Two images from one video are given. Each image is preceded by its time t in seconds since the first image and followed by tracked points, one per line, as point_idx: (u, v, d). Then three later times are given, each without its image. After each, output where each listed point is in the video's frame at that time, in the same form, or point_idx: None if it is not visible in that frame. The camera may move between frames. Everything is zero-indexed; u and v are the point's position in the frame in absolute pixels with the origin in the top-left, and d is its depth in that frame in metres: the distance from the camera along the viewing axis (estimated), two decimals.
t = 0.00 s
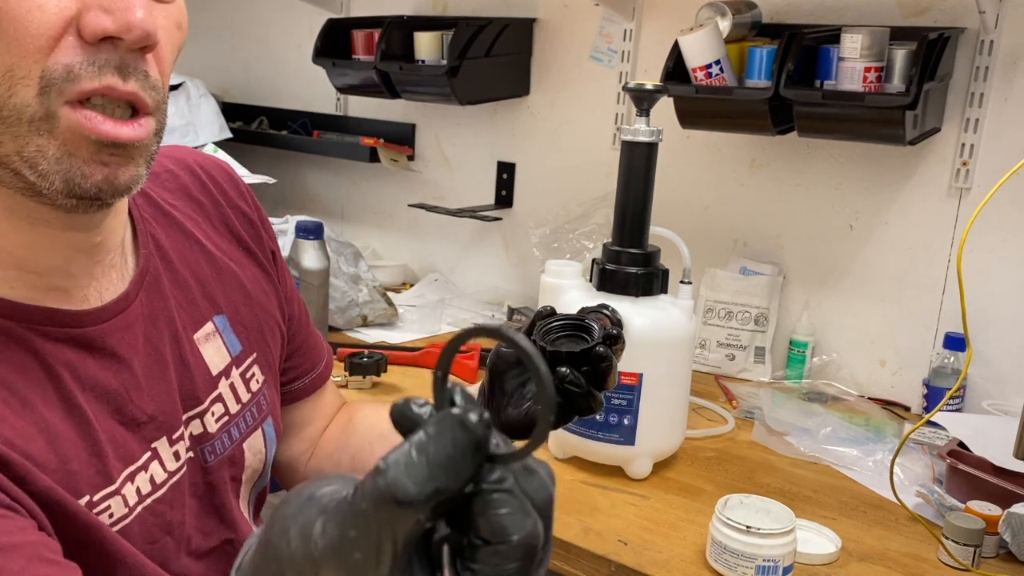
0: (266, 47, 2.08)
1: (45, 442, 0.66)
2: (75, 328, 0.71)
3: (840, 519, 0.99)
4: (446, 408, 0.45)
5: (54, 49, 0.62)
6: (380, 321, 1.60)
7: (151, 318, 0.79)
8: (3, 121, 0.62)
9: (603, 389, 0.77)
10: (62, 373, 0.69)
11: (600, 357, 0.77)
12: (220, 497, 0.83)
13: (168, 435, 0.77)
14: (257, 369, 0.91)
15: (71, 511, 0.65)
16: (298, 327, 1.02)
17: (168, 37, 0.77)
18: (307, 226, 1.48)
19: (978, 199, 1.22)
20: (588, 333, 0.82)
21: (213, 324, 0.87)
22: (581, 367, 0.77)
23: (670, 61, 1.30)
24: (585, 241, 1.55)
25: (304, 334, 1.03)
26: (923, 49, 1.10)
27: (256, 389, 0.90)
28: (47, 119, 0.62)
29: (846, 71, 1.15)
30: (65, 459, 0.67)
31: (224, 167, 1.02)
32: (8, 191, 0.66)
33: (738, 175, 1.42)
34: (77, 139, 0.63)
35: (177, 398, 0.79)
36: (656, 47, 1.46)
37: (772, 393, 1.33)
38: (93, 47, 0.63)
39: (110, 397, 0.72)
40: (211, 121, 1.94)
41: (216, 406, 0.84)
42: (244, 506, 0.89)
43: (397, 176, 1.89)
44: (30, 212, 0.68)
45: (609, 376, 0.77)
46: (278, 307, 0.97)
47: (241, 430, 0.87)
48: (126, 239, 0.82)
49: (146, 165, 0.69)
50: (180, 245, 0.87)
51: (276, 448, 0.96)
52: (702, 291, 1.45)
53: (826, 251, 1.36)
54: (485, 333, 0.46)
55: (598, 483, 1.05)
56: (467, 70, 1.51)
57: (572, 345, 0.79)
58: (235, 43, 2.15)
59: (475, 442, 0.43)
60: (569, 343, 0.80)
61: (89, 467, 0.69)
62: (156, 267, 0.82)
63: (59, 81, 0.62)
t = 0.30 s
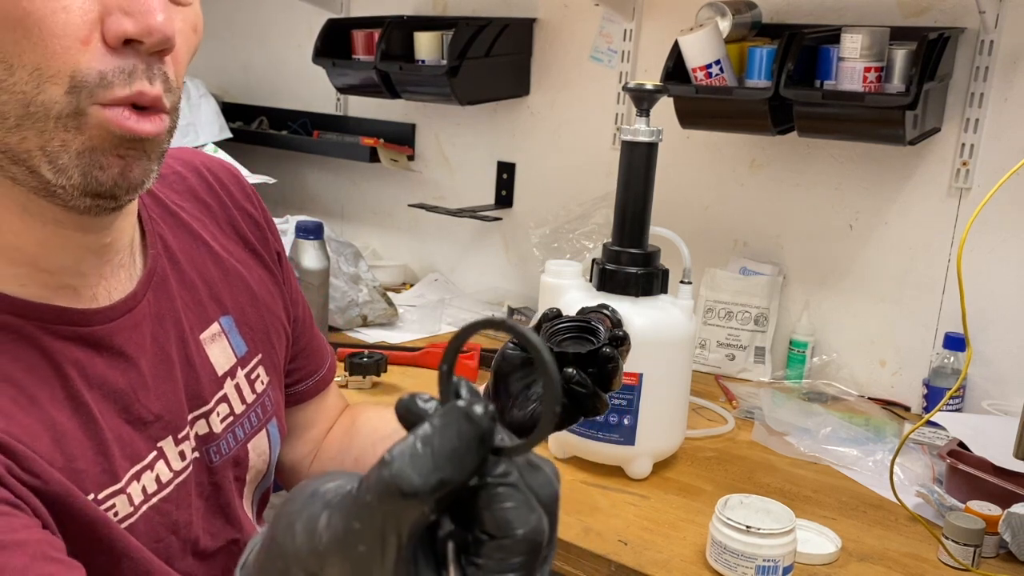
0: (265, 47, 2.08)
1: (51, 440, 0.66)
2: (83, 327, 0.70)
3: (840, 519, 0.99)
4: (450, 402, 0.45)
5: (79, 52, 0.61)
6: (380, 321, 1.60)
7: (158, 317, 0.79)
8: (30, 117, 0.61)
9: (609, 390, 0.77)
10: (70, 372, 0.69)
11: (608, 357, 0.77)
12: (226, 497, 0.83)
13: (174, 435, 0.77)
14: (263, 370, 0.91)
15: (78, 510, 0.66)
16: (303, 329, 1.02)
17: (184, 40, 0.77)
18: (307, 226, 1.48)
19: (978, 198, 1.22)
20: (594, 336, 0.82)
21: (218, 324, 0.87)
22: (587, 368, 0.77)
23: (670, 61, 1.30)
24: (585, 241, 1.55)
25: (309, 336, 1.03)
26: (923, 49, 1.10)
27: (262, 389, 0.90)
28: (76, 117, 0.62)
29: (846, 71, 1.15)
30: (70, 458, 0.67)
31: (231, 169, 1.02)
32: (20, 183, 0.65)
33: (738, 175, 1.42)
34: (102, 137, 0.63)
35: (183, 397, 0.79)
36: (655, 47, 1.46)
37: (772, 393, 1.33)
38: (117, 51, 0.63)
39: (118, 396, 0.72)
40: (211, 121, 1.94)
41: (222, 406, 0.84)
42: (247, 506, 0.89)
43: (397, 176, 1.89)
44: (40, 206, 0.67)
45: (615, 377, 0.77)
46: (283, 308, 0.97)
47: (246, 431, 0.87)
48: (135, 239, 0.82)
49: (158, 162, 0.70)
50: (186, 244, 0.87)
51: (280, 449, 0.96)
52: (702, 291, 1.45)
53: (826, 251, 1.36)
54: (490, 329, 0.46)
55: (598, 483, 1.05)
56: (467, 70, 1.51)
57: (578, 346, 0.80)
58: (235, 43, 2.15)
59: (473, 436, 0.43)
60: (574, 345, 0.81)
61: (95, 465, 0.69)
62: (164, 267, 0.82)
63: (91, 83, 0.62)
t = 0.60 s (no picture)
0: (265, 47, 2.08)
1: (57, 440, 0.66)
2: (89, 326, 0.71)
3: (840, 519, 0.99)
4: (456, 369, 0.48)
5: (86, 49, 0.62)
6: (380, 321, 1.60)
7: (161, 316, 0.79)
8: (36, 114, 0.61)
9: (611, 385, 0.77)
10: (76, 370, 0.69)
11: (609, 352, 0.77)
12: (230, 496, 0.83)
13: (178, 433, 0.77)
14: (265, 368, 0.91)
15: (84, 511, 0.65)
16: (304, 329, 1.02)
17: (189, 39, 0.78)
18: (307, 226, 1.48)
19: (978, 198, 1.22)
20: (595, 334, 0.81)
21: (221, 323, 0.87)
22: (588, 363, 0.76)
23: (670, 61, 1.30)
24: (585, 241, 1.55)
25: (310, 335, 1.03)
26: (923, 49, 1.10)
27: (264, 387, 0.90)
28: (82, 114, 0.62)
29: (846, 71, 1.15)
30: (76, 457, 0.67)
31: (232, 168, 1.02)
32: (24, 180, 0.65)
33: (738, 175, 1.42)
34: (107, 134, 0.63)
35: (187, 395, 0.79)
36: (655, 47, 1.46)
37: (772, 393, 1.33)
38: (123, 48, 0.63)
39: (123, 395, 0.72)
40: (211, 121, 1.94)
41: (225, 404, 0.84)
42: (250, 505, 0.89)
43: (397, 176, 1.89)
44: (43, 204, 0.67)
45: (618, 372, 0.78)
46: (285, 307, 0.97)
47: (249, 429, 0.87)
48: (139, 238, 0.82)
49: (161, 159, 0.70)
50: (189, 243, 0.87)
51: (282, 446, 0.96)
52: (702, 291, 1.45)
53: (826, 251, 1.36)
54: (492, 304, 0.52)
55: (598, 483, 1.05)
56: (468, 70, 1.51)
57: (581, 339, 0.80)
58: (235, 43, 2.15)
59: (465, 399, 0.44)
60: (576, 341, 0.80)
61: (101, 464, 0.69)
62: (167, 265, 0.82)
63: (98, 80, 0.62)
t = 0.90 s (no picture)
0: (265, 47, 2.08)
1: (60, 439, 0.66)
2: (91, 325, 0.71)
3: (840, 519, 0.99)
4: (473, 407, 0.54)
5: (85, 46, 0.62)
6: (380, 321, 1.60)
7: (163, 314, 0.79)
8: (34, 110, 0.61)
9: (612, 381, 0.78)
10: (79, 369, 0.69)
11: (609, 349, 0.77)
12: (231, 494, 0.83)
13: (180, 431, 0.77)
14: (266, 366, 0.91)
15: (86, 509, 0.66)
16: (304, 328, 1.02)
17: (191, 37, 0.78)
18: (307, 226, 1.48)
19: (978, 198, 1.22)
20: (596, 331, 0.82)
21: (222, 321, 0.87)
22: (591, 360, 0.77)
23: (670, 61, 1.30)
24: (585, 241, 1.55)
25: (311, 334, 1.03)
26: (923, 49, 1.10)
27: (266, 385, 0.90)
28: (77, 107, 0.62)
29: (846, 71, 1.15)
30: (78, 455, 0.67)
31: (231, 168, 1.02)
32: (26, 178, 0.65)
33: (738, 175, 1.42)
34: (104, 128, 0.63)
35: (189, 393, 0.79)
36: (656, 46, 1.46)
37: (772, 393, 1.33)
38: (123, 45, 0.63)
39: (125, 393, 0.72)
40: (211, 121, 1.94)
41: (226, 402, 0.84)
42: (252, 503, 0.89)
43: (397, 176, 1.89)
44: (46, 202, 0.67)
45: (618, 369, 0.78)
46: (285, 306, 0.97)
47: (250, 427, 0.87)
48: (140, 237, 0.82)
49: (162, 154, 0.70)
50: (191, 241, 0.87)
51: (283, 443, 0.96)
52: (702, 291, 1.45)
53: (826, 251, 1.36)
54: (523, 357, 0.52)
55: (598, 483, 1.05)
56: (468, 69, 1.51)
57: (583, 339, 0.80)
58: (235, 44, 2.15)
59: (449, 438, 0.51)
60: (576, 338, 0.81)
61: (103, 463, 0.69)
62: (168, 264, 0.82)
63: (93, 76, 0.62)
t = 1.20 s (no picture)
0: (265, 48, 2.08)
1: (57, 437, 0.66)
2: (89, 324, 0.71)
3: (840, 519, 0.99)
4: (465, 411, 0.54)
5: (83, 43, 0.62)
6: (380, 321, 1.60)
7: (160, 313, 0.79)
8: (32, 109, 0.61)
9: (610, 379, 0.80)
10: (76, 367, 0.69)
11: (608, 347, 0.79)
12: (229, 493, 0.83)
13: (177, 429, 0.77)
14: (263, 365, 0.91)
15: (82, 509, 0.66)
16: (302, 328, 1.02)
17: (190, 36, 0.78)
18: (307, 226, 1.48)
19: (978, 198, 1.22)
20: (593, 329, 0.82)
21: (220, 321, 0.87)
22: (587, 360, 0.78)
23: (670, 61, 1.30)
24: (585, 241, 1.55)
25: (309, 335, 1.03)
26: (923, 49, 1.10)
27: (263, 385, 0.91)
28: (76, 108, 0.62)
29: (846, 71, 1.15)
30: (76, 453, 0.67)
31: (229, 168, 1.02)
32: (24, 177, 0.65)
33: (738, 175, 1.42)
34: (103, 128, 0.63)
35: (186, 392, 0.79)
36: (655, 46, 1.46)
37: (772, 393, 1.33)
38: (121, 42, 0.63)
39: (122, 391, 0.72)
40: (211, 121, 1.94)
41: (224, 401, 0.84)
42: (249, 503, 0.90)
43: (397, 176, 1.89)
44: (44, 200, 0.67)
45: (616, 367, 0.79)
46: (282, 305, 0.97)
47: (247, 426, 0.87)
48: (138, 236, 0.82)
49: (162, 154, 0.70)
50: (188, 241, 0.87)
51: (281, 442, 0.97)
52: (702, 291, 1.45)
53: (826, 251, 1.36)
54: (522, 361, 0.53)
55: (598, 483, 1.05)
56: (468, 69, 1.51)
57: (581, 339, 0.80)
58: (235, 44, 2.15)
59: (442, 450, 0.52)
60: (574, 338, 0.82)
61: (100, 461, 0.69)
62: (165, 263, 0.82)
63: (91, 73, 0.62)
